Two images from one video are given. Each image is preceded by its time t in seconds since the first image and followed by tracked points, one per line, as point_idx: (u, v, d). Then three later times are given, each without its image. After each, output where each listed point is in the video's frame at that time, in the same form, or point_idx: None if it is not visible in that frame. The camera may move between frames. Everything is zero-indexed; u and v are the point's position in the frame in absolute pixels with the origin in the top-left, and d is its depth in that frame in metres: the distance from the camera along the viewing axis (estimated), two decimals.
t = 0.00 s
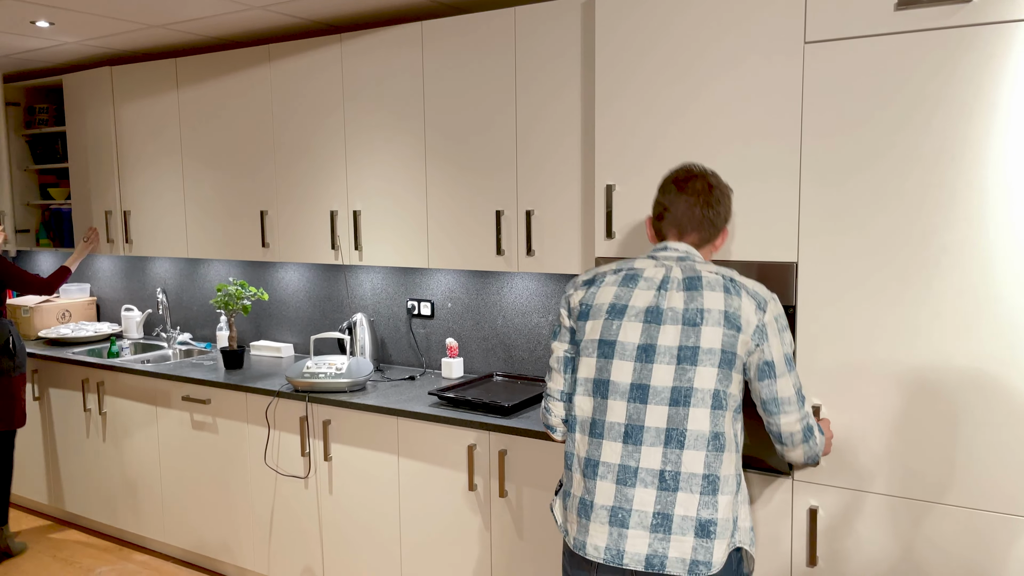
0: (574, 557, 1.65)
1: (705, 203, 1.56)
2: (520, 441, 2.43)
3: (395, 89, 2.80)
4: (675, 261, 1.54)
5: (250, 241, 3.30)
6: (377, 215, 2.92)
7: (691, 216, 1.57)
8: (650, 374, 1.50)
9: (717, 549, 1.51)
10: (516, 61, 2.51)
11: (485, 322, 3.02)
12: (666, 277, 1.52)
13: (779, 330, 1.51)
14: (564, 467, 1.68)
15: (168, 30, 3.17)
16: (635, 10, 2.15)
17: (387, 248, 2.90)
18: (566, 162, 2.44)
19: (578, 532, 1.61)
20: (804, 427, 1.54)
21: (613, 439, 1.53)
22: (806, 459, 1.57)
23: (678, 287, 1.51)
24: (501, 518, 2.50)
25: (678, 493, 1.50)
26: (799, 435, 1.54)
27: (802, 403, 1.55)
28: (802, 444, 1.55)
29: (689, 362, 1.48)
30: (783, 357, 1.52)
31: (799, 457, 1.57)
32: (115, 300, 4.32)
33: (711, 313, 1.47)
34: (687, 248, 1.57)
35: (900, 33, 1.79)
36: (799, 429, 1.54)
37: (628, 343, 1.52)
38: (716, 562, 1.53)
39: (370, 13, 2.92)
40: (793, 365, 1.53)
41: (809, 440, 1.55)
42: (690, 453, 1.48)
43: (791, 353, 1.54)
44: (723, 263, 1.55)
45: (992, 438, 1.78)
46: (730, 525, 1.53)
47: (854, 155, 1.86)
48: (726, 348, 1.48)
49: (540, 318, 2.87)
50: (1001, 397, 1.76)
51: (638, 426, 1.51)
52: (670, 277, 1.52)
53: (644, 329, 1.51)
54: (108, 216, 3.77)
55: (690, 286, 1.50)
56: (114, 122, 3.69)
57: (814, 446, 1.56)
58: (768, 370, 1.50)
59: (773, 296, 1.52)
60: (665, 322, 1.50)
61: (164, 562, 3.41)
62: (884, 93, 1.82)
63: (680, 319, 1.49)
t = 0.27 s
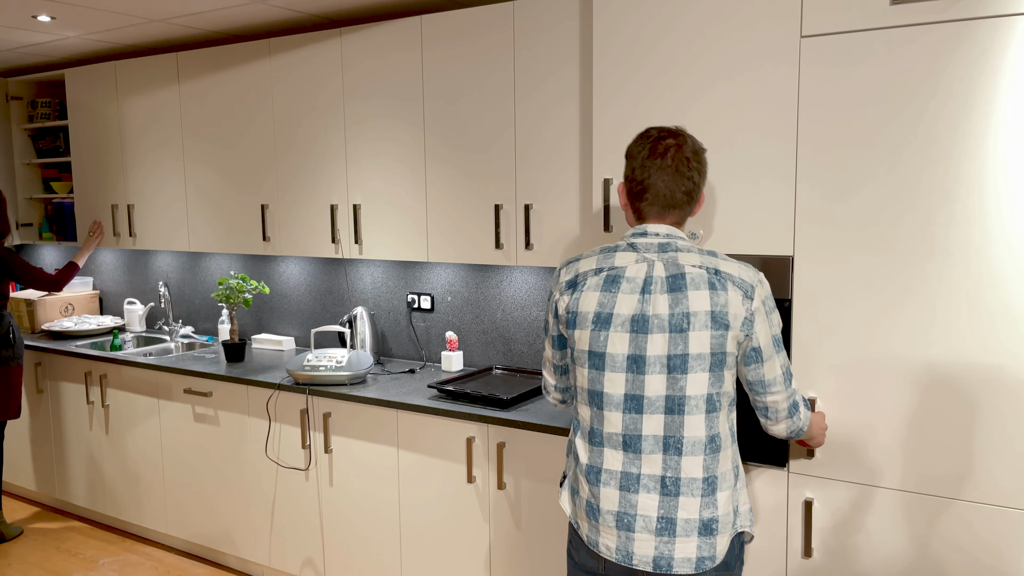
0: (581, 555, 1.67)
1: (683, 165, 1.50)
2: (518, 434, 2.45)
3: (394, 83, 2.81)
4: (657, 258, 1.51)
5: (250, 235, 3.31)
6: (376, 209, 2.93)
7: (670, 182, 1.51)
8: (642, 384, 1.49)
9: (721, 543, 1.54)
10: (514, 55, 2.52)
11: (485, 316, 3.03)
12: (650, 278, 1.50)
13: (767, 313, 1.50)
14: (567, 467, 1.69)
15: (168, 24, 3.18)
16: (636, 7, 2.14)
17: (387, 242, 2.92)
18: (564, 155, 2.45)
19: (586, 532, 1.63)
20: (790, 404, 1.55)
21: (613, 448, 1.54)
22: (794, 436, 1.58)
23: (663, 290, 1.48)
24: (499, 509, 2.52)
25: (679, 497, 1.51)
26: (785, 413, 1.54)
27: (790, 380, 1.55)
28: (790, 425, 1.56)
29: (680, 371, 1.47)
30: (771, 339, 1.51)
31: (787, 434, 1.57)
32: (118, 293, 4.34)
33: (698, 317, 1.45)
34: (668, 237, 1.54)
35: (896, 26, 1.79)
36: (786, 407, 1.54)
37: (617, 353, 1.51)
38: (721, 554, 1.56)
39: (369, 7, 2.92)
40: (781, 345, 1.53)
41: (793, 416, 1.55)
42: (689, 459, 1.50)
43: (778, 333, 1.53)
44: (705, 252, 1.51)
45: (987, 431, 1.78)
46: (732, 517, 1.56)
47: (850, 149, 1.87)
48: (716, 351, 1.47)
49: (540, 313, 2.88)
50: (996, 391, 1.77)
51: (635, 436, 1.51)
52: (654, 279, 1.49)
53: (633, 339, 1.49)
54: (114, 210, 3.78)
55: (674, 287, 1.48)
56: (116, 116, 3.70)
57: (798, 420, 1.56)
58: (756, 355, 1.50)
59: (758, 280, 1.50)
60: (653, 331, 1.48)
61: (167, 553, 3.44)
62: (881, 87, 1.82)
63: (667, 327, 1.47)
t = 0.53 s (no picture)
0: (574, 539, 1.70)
1: (662, 153, 1.50)
2: (520, 428, 2.46)
3: (397, 78, 2.81)
4: (636, 255, 1.52)
5: (254, 230, 3.32)
6: (379, 204, 2.94)
7: (649, 171, 1.52)
8: (623, 382, 1.51)
9: (703, 530, 1.54)
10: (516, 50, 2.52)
11: (487, 310, 3.04)
12: (628, 277, 1.51)
13: (749, 305, 1.49)
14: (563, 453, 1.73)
15: (172, 19, 3.19)
16: None
17: (390, 237, 2.93)
18: (566, 151, 2.45)
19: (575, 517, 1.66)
20: (776, 390, 1.55)
21: (600, 437, 1.57)
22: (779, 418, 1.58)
23: (640, 289, 1.49)
24: (502, 503, 2.53)
25: (662, 487, 1.52)
26: (771, 398, 1.55)
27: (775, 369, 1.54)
28: (775, 408, 1.56)
29: (658, 369, 1.48)
30: (754, 330, 1.50)
31: (774, 417, 1.57)
32: (124, 287, 4.37)
33: (674, 317, 1.46)
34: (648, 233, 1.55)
35: (898, 22, 1.79)
36: (771, 391, 1.54)
37: (598, 353, 1.53)
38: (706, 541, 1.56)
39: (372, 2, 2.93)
40: (765, 335, 1.52)
41: (781, 399, 1.56)
42: (669, 451, 1.51)
43: (763, 323, 1.52)
44: (685, 247, 1.51)
45: (987, 426, 1.79)
46: (715, 505, 1.56)
47: (852, 144, 1.87)
48: (693, 348, 1.48)
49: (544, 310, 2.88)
50: (996, 386, 1.77)
51: (617, 430, 1.53)
52: (632, 278, 1.50)
53: (612, 339, 1.51)
54: (120, 204, 3.80)
55: (652, 287, 1.49)
56: (122, 111, 3.71)
57: (786, 404, 1.56)
58: (739, 347, 1.49)
59: (739, 274, 1.49)
60: (631, 331, 1.49)
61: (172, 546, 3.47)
62: (883, 83, 1.82)
63: (645, 327, 1.48)
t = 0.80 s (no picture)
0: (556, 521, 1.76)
1: (630, 150, 1.52)
2: (525, 424, 2.46)
3: (403, 74, 2.81)
4: (608, 253, 1.54)
5: (261, 225, 3.33)
6: (384, 199, 2.95)
7: (619, 167, 1.53)
8: (596, 376, 1.55)
9: (675, 516, 1.57)
10: (521, 46, 2.52)
11: (492, 306, 3.04)
12: (600, 275, 1.54)
13: (720, 300, 1.50)
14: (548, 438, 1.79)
15: (179, 15, 3.19)
16: None
17: (396, 232, 2.93)
18: (571, 147, 2.45)
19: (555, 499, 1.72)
20: (757, 378, 1.56)
21: (576, 426, 1.62)
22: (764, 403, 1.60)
23: (611, 287, 1.52)
24: (506, 499, 2.54)
25: (634, 474, 1.57)
26: (754, 382, 1.56)
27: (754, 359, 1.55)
28: (756, 389, 1.57)
29: (628, 365, 1.52)
30: (729, 324, 1.52)
31: (761, 401, 1.58)
32: (131, 282, 4.38)
33: (642, 315, 1.49)
34: (621, 230, 1.57)
35: (906, 17, 1.78)
36: (754, 377, 1.56)
37: (571, 348, 1.58)
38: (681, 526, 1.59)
39: None
40: (740, 327, 1.54)
41: (765, 383, 1.57)
42: (640, 440, 1.55)
43: (737, 316, 1.53)
44: (656, 244, 1.53)
45: (993, 423, 1.79)
46: (688, 493, 1.59)
47: (860, 140, 1.86)
48: (662, 345, 1.51)
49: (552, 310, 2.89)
50: (1002, 384, 1.77)
51: (591, 420, 1.58)
52: (603, 276, 1.53)
53: (584, 335, 1.55)
54: (128, 199, 3.81)
55: (622, 285, 1.52)
56: (129, 106, 3.72)
57: (772, 388, 1.57)
58: (711, 340, 1.52)
59: (709, 270, 1.50)
60: (602, 329, 1.53)
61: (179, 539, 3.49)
62: (891, 78, 1.81)
63: (615, 325, 1.52)
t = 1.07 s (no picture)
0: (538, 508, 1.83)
1: (589, 142, 1.55)
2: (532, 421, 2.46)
3: (410, 71, 2.81)
4: (577, 253, 1.59)
5: (269, 222, 3.35)
6: (392, 196, 2.95)
7: (581, 159, 1.57)
8: (564, 371, 1.61)
9: (643, 507, 1.61)
10: (529, 42, 2.51)
11: (499, 303, 3.04)
12: (568, 274, 1.58)
13: (688, 297, 1.53)
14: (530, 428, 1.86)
15: (188, 13, 3.20)
16: None
17: (403, 229, 2.93)
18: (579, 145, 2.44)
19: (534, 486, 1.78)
20: (731, 367, 1.59)
21: (550, 418, 1.68)
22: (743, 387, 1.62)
23: (578, 286, 1.57)
24: (514, 496, 2.54)
25: (603, 466, 1.61)
26: (729, 372, 1.59)
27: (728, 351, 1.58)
28: (730, 376, 1.60)
29: (593, 363, 1.56)
30: (699, 319, 1.55)
31: (737, 386, 1.61)
32: (141, 278, 4.41)
33: (608, 314, 1.53)
34: (591, 229, 1.60)
35: (916, 14, 1.76)
36: (730, 368, 1.59)
37: (542, 344, 1.63)
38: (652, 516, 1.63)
39: None
40: (711, 321, 1.56)
41: (740, 371, 1.60)
42: (607, 433, 1.59)
43: (708, 311, 1.56)
44: (625, 243, 1.56)
45: (1003, 423, 1.78)
46: (656, 484, 1.62)
47: (869, 138, 1.85)
48: (628, 342, 1.55)
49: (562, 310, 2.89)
50: (1013, 383, 1.76)
51: (561, 413, 1.64)
52: (571, 274, 1.58)
53: (552, 332, 1.60)
54: (138, 196, 3.83)
55: (589, 284, 1.56)
56: (139, 104, 3.74)
57: (747, 374, 1.60)
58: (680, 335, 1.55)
59: (677, 268, 1.53)
60: (569, 327, 1.57)
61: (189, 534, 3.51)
62: (900, 75, 1.80)
63: (582, 323, 1.56)
